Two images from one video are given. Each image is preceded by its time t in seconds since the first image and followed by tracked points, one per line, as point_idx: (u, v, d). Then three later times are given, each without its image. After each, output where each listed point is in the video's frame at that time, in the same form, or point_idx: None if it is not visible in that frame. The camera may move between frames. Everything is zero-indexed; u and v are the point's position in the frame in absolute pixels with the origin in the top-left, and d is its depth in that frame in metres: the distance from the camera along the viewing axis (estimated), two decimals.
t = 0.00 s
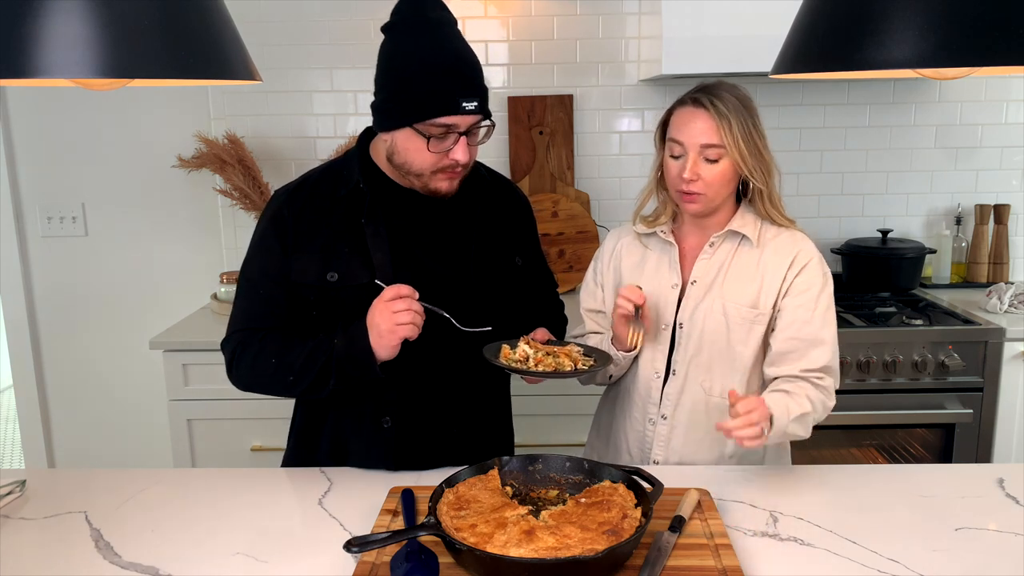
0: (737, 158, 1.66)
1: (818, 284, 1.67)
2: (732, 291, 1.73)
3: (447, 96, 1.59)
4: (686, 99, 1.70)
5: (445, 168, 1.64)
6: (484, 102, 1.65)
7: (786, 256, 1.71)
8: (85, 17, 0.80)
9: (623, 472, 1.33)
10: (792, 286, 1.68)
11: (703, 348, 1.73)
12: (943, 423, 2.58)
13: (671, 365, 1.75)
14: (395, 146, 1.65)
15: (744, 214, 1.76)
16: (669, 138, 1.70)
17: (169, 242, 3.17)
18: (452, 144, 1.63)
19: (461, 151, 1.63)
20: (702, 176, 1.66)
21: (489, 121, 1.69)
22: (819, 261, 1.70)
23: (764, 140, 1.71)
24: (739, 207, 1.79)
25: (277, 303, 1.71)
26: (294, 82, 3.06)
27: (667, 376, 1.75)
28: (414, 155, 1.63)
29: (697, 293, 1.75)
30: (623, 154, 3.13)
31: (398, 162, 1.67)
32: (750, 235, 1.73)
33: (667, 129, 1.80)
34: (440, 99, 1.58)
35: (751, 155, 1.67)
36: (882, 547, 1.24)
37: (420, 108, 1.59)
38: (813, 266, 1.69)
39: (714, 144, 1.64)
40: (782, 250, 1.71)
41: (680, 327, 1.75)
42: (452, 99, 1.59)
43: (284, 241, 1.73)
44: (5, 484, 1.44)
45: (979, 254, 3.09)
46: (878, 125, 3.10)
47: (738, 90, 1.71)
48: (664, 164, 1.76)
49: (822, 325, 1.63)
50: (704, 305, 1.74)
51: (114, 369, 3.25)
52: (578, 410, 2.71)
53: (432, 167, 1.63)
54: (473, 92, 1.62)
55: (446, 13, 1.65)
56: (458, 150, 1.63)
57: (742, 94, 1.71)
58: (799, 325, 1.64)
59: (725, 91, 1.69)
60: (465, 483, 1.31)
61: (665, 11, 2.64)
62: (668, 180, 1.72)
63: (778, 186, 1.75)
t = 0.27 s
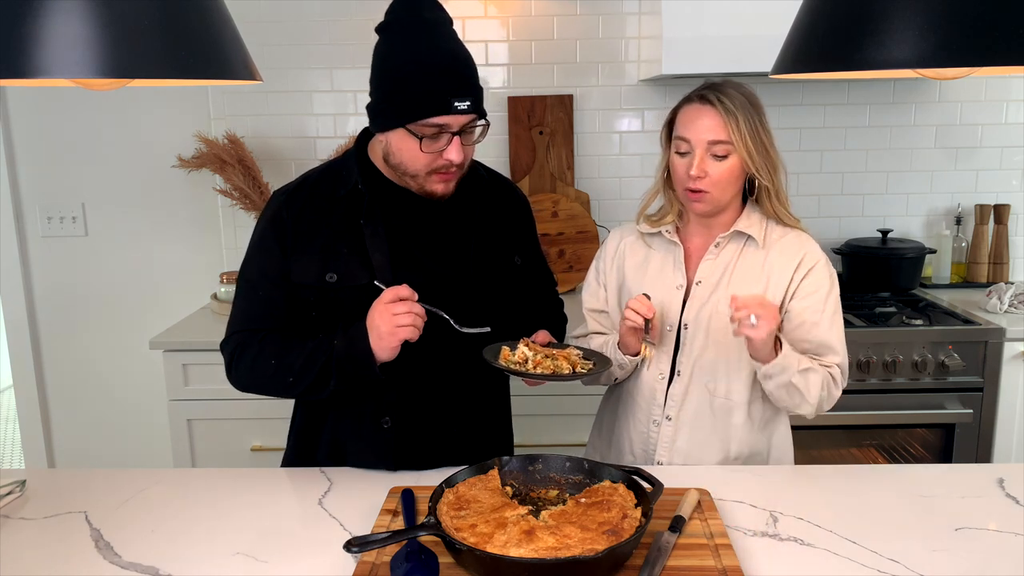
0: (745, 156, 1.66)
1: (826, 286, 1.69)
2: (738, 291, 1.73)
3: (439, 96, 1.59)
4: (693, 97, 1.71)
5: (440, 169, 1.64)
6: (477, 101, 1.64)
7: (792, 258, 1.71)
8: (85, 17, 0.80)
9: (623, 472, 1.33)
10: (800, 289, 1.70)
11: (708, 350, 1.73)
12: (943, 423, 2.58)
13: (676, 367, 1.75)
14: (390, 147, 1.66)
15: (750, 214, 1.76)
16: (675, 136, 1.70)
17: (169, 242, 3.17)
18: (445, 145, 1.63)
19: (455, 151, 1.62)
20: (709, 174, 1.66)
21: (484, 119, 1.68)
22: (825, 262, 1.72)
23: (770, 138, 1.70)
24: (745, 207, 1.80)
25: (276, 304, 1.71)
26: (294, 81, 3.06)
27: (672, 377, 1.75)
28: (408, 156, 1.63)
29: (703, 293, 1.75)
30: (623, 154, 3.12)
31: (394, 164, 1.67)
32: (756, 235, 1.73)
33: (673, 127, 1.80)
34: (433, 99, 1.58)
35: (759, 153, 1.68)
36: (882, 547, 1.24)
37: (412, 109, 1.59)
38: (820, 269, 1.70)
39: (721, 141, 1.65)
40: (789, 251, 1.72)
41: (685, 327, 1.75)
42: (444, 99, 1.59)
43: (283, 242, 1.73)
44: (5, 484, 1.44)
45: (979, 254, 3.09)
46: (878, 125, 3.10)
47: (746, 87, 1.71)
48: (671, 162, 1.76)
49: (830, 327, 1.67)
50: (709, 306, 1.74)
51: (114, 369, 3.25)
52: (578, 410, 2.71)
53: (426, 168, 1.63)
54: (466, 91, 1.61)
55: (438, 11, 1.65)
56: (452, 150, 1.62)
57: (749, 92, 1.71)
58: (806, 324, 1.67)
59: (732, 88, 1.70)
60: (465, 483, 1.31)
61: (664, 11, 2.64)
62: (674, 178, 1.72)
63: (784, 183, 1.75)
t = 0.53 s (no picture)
0: (748, 157, 1.67)
1: (825, 283, 1.69)
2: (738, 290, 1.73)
3: (430, 94, 1.58)
4: (695, 97, 1.71)
5: (434, 165, 1.64)
6: (472, 99, 1.63)
7: (793, 257, 1.72)
8: (85, 17, 0.80)
9: (623, 472, 1.33)
10: (800, 286, 1.70)
11: (709, 349, 1.73)
12: (943, 423, 2.58)
13: (677, 366, 1.75)
14: (384, 144, 1.67)
15: (752, 213, 1.76)
16: (678, 136, 1.70)
17: (169, 242, 3.17)
18: (438, 142, 1.63)
19: (448, 148, 1.63)
20: (712, 174, 1.66)
21: (478, 117, 1.68)
22: (825, 259, 1.72)
23: (772, 139, 1.70)
24: (747, 207, 1.80)
25: (277, 304, 1.71)
26: (294, 82, 3.06)
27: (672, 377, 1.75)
28: (402, 154, 1.64)
29: (703, 292, 1.76)
30: (623, 154, 3.13)
31: (389, 161, 1.68)
32: (759, 235, 1.74)
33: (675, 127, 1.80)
34: (424, 97, 1.58)
35: (762, 153, 1.68)
36: (882, 547, 1.24)
37: (403, 108, 1.59)
38: (819, 266, 1.71)
39: (724, 142, 1.65)
40: (790, 251, 1.73)
41: (686, 327, 1.75)
42: (435, 97, 1.58)
43: (283, 242, 1.73)
44: (5, 484, 1.44)
45: (979, 254, 3.09)
46: (878, 125, 3.10)
47: (749, 87, 1.71)
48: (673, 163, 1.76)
49: (829, 322, 1.67)
50: (709, 306, 1.74)
51: (114, 369, 3.25)
52: (578, 410, 2.71)
53: (419, 164, 1.64)
54: (459, 89, 1.60)
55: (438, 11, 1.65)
56: (444, 148, 1.63)
57: (751, 91, 1.70)
58: (802, 323, 1.68)
59: (734, 88, 1.69)
60: (465, 483, 1.31)
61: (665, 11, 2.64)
62: (677, 178, 1.72)
63: (786, 182, 1.75)
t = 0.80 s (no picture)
0: (746, 158, 1.66)
1: (821, 282, 1.69)
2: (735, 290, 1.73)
3: (432, 94, 1.58)
4: (693, 97, 1.71)
5: (434, 165, 1.64)
6: (476, 99, 1.64)
7: (790, 256, 1.72)
8: (85, 17, 0.80)
9: (623, 472, 1.33)
10: (797, 284, 1.70)
11: (706, 348, 1.73)
12: (943, 423, 2.58)
13: (675, 366, 1.75)
14: (385, 143, 1.66)
15: (747, 213, 1.77)
16: (676, 138, 1.70)
17: (169, 242, 3.17)
18: (439, 141, 1.63)
19: (449, 147, 1.63)
20: (710, 176, 1.66)
21: (479, 118, 1.68)
22: (821, 258, 1.73)
23: (770, 140, 1.70)
24: (743, 208, 1.80)
25: (278, 303, 1.71)
26: (294, 82, 3.06)
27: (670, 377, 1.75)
28: (404, 153, 1.64)
29: (700, 292, 1.76)
30: (623, 154, 3.13)
31: (389, 160, 1.68)
32: (755, 235, 1.74)
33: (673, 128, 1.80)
34: (427, 97, 1.58)
35: (759, 155, 1.68)
36: (882, 547, 1.24)
37: (407, 107, 1.59)
38: (815, 264, 1.71)
39: (722, 143, 1.65)
40: (787, 251, 1.73)
41: (684, 327, 1.75)
42: (437, 96, 1.58)
43: (284, 242, 1.73)
44: (5, 484, 1.44)
45: (979, 254, 3.09)
46: (878, 125, 3.10)
47: (746, 88, 1.71)
48: (671, 164, 1.76)
49: (824, 322, 1.67)
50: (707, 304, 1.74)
51: (114, 369, 3.25)
52: (577, 409, 2.71)
53: (420, 164, 1.64)
54: (461, 89, 1.60)
55: (438, 12, 1.66)
56: (445, 146, 1.62)
57: (749, 92, 1.71)
58: (798, 322, 1.68)
59: (732, 89, 1.70)
60: (465, 483, 1.31)
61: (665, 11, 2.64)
62: (675, 179, 1.72)
63: (784, 185, 1.76)
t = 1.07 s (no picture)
0: (745, 160, 1.67)
1: (816, 280, 1.69)
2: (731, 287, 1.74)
3: (448, 90, 1.59)
4: (692, 99, 1.71)
5: (445, 161, 1.64)
6: (482, 93, 1.66)
7: (786, 255, 1.72)
8: (85, 17, 0.80)
9: (623, 472, 1.33)
10: (792, 283, 1.70)
11: (705, 348, 1.73)
12: (943, 423, 2.58)
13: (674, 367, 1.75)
14: (395, 142, 1.65)
15: (743, 213, 1.77)
16: (674, 140, 1.70)
17: (169, 242, 3.17)
18: (452, 137, 1.63)
19: (461, 143, 1.64)
20: (709, 178, 1.66)
21: (486, 111, 1.70)
22: (817, 256, 1.72)
23: (768, 142, 1.70)
24: (739, 208, 1.80)
25: (282, 303, 1.71)
26: (294, 82, 3.06)
27: (669, 378, 1.75)
28: (416, 150, 1.63)
29: (697, 291, 1.76)
30: (623, 154, 3.13)
31: (399, 159, 1.67)
32: (751, 233, 1.74)
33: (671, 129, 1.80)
34: (441, 92, 1.58)
35: (758, 156, 1.68)
36: (882, 547, 1.24)
37: (420, 103, 1.58)
38: (811, 262, 1.71)
39: (721, 146, 1.65)
40: (783, 250, 1.73)
41: (682, 327, 1.75)
42: (452, 91, 1.59)
43: (286, 241, 1.73)
44: (5, 484, 1.44)
45: (979, 254, 3.09)
46: (878, 125, 3.10)
47: (744, 89, 1.71)
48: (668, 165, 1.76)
49: (818, 320, 1.68)
50: (705, 304, 1.74)
51: (114, 369, 3.25)
52: (577, 410, 2.71)
53: (432, 161, 1.63)
54: (472, 84, 1.62)
55: (439, 12, 1.66)
56: (458, 142, 1.63)
57: (746, 94, 1.71)
58: (792, 321, 1.68)
59: (731, 90, 1.70)
60: (465, 483, 1.31)
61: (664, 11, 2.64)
62: (673, 181, 1.72)
63: (780, 186, 1.76)
